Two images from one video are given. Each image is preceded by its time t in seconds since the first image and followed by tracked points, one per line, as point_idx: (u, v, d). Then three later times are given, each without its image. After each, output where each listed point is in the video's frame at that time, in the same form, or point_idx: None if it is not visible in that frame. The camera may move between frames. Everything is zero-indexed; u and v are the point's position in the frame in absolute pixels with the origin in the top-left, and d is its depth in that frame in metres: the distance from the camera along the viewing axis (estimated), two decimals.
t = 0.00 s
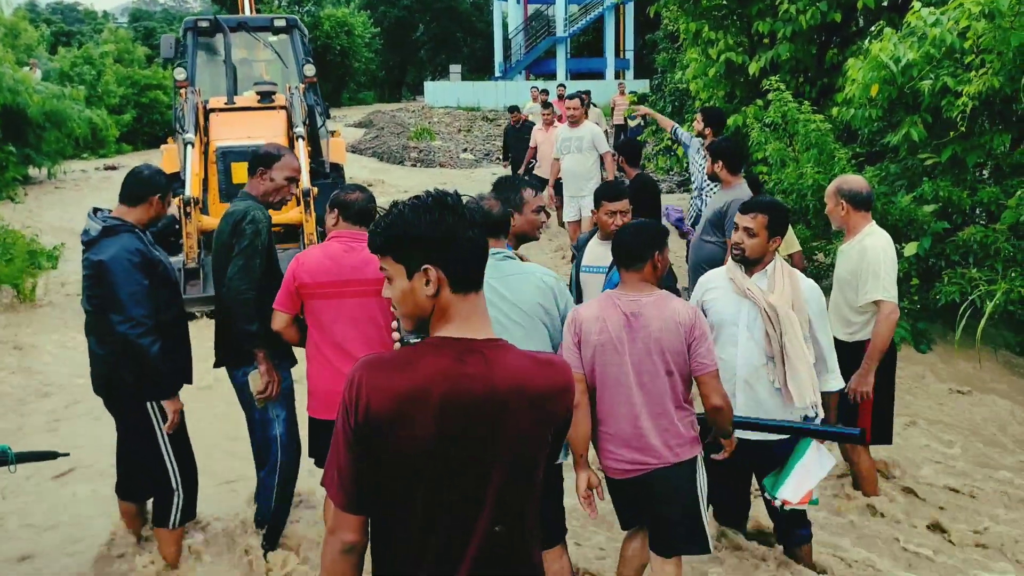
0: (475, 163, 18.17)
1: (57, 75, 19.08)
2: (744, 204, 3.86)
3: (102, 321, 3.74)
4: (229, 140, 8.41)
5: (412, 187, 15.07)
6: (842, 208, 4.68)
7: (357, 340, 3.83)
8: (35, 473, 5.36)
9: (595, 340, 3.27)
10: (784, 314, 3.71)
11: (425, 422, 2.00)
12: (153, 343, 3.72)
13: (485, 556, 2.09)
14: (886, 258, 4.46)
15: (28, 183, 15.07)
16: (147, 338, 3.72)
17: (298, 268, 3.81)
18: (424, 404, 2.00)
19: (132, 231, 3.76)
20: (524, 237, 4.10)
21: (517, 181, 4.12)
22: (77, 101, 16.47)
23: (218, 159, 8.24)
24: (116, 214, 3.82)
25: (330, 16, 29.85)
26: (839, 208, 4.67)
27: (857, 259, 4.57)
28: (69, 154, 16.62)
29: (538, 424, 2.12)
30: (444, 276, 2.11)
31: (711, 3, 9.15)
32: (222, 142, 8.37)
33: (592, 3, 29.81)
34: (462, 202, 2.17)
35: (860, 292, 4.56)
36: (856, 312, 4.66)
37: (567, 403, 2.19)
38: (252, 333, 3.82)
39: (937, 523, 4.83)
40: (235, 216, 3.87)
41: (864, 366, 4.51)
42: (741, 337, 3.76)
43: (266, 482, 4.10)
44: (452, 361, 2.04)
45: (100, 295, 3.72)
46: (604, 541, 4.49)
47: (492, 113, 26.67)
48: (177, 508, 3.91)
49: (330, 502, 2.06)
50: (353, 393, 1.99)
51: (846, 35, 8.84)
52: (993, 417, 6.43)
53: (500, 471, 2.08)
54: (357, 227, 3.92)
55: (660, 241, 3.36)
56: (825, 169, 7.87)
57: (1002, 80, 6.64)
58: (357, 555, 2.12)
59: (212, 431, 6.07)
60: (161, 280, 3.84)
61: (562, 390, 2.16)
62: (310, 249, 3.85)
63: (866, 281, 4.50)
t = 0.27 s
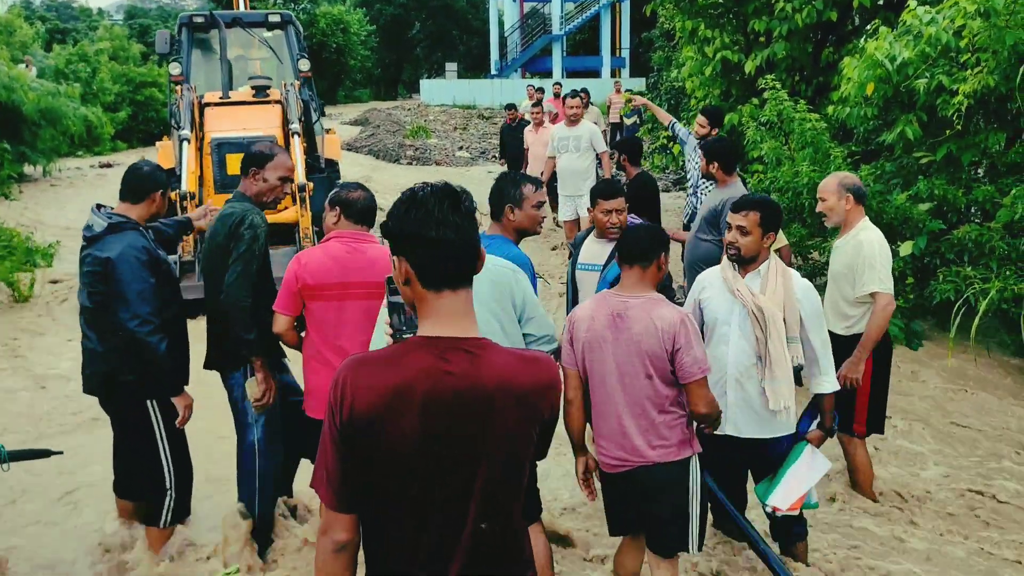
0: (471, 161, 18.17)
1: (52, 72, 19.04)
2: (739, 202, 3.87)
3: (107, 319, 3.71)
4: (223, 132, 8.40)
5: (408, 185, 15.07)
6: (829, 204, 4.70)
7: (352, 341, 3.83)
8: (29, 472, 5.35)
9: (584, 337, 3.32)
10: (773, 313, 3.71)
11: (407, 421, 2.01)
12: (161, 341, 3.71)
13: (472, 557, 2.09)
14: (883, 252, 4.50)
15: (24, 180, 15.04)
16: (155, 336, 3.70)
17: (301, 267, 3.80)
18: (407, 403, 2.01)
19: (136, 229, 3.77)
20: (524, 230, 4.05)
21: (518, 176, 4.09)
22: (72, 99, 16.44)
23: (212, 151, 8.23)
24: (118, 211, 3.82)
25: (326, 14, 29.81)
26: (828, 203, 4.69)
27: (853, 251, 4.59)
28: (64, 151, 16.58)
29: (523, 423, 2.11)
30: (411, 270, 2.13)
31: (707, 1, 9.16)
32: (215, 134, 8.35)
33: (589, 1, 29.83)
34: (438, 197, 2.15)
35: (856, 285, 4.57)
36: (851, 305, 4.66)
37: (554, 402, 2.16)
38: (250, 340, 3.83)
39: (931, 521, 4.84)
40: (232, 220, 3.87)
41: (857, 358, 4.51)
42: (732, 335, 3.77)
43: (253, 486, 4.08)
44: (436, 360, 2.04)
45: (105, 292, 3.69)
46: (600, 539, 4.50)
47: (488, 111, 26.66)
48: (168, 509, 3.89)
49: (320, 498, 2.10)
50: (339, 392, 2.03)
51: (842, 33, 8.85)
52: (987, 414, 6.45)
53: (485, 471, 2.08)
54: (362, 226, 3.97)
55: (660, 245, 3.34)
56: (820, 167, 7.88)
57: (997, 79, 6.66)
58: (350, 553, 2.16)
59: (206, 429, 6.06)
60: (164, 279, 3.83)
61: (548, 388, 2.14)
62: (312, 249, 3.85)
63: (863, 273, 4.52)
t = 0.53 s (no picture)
0: (466, 161, 18.15)
1: (45, 71, 18.95)
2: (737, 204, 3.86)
3: (113, 328, 3.69)
4: (215, 133, 8.38)
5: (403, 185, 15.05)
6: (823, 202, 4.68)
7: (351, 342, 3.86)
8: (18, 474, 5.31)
9: (577, 327, 3.40)
10: (768, 316, 3.71)
11: (393, 424, 2.00)
12: (168, 350, 3.65)
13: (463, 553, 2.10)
14: (883, 250, 4.53)
15: (15, 179, 14.96)
16: (162, 346, 3.64)
17: (302, 271, 3.79)
18: (392, 405, 1.99)
19: (142, 235, 3.72)
20: (533, 227, 4.01)
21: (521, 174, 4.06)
22: (64, 97, 16.36)
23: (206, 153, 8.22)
24: (122, 214, 3.76)
25: (321, 13, 29.76)
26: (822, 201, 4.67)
27: (853, 248, 4.60)
28: (57, 151, 16.50)
29: (509, 423, 2.08)
30: (400, 271, 2.12)
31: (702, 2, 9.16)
32: (207, 135, 8.33)
33: (584, 1, 29.86)
34: (425, 199, 2.14)
35: (858, 282, 4.57)
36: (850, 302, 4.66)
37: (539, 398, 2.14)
38: (231, 343, 3.83)
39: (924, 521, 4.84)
40: (211, 222, 3.83)
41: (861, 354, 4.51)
42: (728, 337, 3.78)
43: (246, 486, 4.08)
44: (419, 361, 2.02)
45: (110, 300, 3.67)
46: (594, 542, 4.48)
47: (482, 111, 26.65)
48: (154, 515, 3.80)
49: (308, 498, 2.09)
50: (323, 393, 2.01)
51: (836, 34, 8.86)
52: (980, 415, 6.47)
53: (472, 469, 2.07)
54: (359, 227, 3.96)
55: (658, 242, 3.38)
56: (815, 168, 7.88)
57: (990, 81, 6.67)
58: (338, 556, 2.14)
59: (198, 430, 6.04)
60: (171, 286, 3.77)
61: (533, 385, 2.11)
62: (313, 251, 3.84)
63: (865, 270, 4.53)
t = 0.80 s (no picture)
0: (459, 164, 18.15)
1: (36, 73, 18.87)
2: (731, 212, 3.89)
3: (111, 338, 3.67)
4: (209, 132, 8.38)
5: (396, 187, 15.04)
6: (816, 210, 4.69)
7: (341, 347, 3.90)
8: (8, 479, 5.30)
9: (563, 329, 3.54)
10: (761, 324, 3.73)
11: (382, 436, 2.01)
12: (168, 362, 3.65)
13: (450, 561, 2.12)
14: (878, 255, 4.57)
15: (6, 182, 14.89)
16: (162, 358, 3.64)
17: (293, 283, 3.78)
18: (380, 419, 2.00)
19: (140, 245, 3.70)
20: (539, 238, 4.02)
21: (536, 185, 4.04)
22: (56, 100, 16.29)
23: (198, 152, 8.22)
24: (119, 224, 3.74)
25: (314, 15, 29.71)
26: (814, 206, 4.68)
27: (849, 254, 4.63)
28: (49, 153, 16.45)
29: (494, 433, 2.12)
30: (386, 284, 2.13)
31: (694, 6, 9.19)
32: (201, 134, 8.33)
33: (576, 3, 29.91)
34: (409, 214, 2.14)
35: (855, 287, 4.60)
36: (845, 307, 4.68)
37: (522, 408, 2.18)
38: (205, 351, 3.81)
39: (913, 523, 4.86)
40: (191, 231, 3.81)
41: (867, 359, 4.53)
42: (720, 344, 3.80)
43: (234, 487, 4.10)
44: (406, 375, 2.03)
45: (108, 311, 3.65)
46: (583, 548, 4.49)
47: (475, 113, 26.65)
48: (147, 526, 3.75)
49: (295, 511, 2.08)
50: (312, 406, 2.01)
51: (828, 39, 8.88)
52: (969, 418, 6.51)
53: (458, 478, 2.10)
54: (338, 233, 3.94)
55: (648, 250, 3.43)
56: (807, 173, 7.90)
57: (980, 87, 6.71)
58: (326, 564, 2.12)
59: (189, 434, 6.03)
60: (168, 295, 3.78)
61: (517, 398, 2.15)
62: (301, 264, 3.82)
63: (863, 275, 4.56)
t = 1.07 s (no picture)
0: (453, 167, 18.15)
1: (29, 77, 18.84)
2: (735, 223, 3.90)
3: (109, 349, 3.67)
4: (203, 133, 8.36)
5: (390, 191, 15.04)
6: (811, 218, 4.72)
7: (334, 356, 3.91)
8: None
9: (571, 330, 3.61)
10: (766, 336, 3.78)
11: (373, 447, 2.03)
12: (166, 373, 3.66)
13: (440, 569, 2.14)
14: (872, 263, 4.58)
15: None
16: (160, 369, 3.65)
17: (285, 293, 3.78)
18: (371, 430, 2.02)
19: (138, 256, 3.70)
20: (554, 251, 4.04)
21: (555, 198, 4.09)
22: (49, 104, 16.27)
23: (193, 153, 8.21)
24: (115, 235, 3.72)
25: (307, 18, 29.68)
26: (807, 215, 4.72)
27: (842, 262, 4.65)
28: (42, 157, 16.41)
29: (484, 443, 2.15)
30: (375, 297, 2.15)
31: (687, 10, 9.22)
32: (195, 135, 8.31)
33: (570, 7, 29.96)
34: (397, 228, 2.16)
35: (847, 295, 4.62)
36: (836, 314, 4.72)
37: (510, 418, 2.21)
38: (189, 352, 3.80)
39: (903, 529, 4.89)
40: (179, 235, 3.81)
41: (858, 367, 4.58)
42: (721, 355, 3.82)
43: (228, 496, 4.10)
44: (396, 386, 2.05)
45: (107, 322, 3.65)
46: (577, 555, 4.51)
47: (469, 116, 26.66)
48: (141, 536, 3.76)
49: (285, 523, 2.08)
50: (303, 418, 2.02)
51: (820, 44, 8.91)
52: (961, 423, 6.55)
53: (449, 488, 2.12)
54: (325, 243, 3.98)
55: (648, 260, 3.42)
56: (800, 178, 7.93)
57: (971, 92, 6.75)
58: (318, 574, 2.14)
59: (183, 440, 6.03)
60: (165, 306, 3.78)
61: (505, 407, 2.18)
62: (290, 273, 3.83)
63: (855, 283, 4.58)
